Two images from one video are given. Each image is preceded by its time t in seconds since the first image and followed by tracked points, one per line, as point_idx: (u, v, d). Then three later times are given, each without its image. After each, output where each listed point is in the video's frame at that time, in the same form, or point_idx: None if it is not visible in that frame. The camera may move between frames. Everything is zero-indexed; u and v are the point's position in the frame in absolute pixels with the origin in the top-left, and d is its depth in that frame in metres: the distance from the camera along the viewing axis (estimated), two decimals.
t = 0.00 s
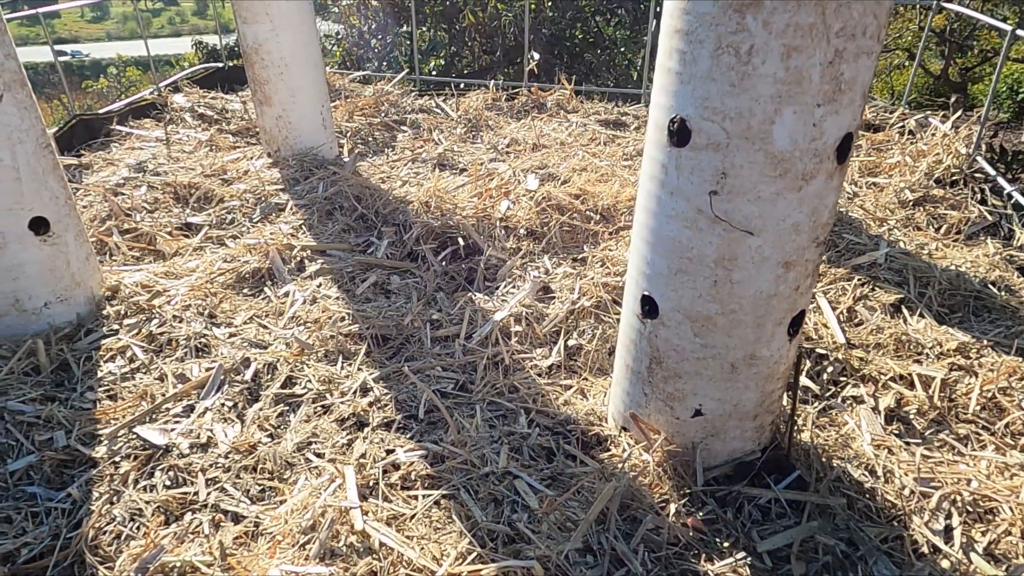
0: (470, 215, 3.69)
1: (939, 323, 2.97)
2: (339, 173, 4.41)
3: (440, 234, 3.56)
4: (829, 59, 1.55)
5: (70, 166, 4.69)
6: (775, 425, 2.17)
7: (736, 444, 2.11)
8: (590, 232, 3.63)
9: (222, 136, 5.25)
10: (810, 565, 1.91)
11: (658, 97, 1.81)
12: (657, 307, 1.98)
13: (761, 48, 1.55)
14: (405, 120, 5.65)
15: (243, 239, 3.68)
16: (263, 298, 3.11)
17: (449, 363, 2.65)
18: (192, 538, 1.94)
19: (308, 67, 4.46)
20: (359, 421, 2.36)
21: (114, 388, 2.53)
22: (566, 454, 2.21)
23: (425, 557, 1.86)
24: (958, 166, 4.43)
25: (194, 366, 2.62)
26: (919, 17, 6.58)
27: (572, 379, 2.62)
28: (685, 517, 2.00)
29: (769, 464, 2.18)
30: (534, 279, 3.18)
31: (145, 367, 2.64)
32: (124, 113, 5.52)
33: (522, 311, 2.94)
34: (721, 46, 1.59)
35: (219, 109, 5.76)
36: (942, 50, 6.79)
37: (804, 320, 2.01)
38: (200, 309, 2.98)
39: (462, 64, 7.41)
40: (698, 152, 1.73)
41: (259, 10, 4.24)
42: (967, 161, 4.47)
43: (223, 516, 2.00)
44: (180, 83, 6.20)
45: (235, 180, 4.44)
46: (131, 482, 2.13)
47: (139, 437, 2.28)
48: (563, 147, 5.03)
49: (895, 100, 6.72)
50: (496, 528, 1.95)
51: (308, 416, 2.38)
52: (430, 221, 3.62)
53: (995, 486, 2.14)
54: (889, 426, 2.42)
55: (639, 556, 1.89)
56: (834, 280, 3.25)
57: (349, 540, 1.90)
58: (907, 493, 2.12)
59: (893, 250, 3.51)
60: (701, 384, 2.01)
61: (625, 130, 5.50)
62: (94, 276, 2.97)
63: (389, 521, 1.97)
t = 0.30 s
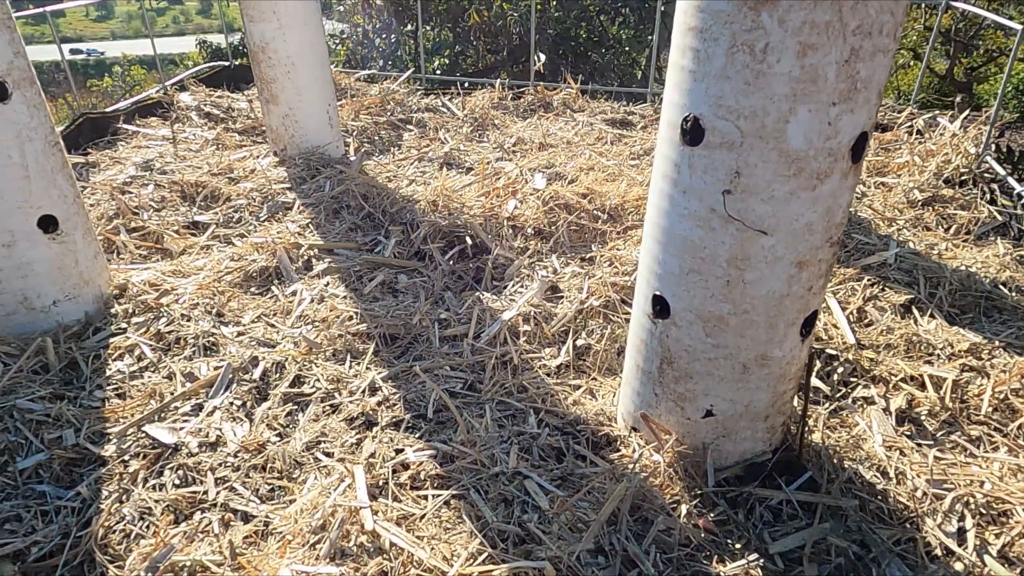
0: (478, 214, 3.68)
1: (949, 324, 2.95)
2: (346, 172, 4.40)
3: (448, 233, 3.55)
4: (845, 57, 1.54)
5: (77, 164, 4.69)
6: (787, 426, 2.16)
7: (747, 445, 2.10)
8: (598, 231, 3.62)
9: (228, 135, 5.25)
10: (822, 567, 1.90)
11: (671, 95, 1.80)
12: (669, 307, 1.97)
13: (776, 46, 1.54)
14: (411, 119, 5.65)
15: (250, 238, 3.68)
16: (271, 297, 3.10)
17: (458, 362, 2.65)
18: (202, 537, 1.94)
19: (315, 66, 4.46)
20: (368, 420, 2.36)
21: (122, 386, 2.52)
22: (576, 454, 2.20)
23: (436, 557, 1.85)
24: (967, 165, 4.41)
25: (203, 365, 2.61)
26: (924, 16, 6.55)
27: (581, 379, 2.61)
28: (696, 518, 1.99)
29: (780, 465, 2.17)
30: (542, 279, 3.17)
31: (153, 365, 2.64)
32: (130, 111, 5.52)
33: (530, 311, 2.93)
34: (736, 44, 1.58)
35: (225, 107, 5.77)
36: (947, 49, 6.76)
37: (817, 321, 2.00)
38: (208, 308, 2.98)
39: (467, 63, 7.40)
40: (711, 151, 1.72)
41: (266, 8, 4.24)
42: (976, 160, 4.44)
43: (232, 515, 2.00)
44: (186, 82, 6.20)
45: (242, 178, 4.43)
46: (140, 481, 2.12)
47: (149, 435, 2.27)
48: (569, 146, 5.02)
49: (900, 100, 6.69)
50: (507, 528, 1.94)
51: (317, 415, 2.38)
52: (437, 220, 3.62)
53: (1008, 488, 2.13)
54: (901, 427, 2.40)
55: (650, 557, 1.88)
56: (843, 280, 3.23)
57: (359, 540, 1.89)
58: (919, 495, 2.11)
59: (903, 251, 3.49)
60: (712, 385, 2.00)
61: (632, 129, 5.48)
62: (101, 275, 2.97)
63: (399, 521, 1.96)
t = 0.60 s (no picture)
0: (486, 214, 3.67)
1: (961, 325, 2.93)
2: (353, 171, 4.40)
3: (455, 232, 3.54)
4: (862, 56, 1.53)
5: (84, 163, 4.69)
6: (799, 427, 2.14)
7: (759, 446, 2.09)
8: (606, 231, 3.61)
9: (234, 134, 5.24)
10: (835, 570, 1.89)
11: (685, 94, 1.79)
12: (681, 308, 1.96)
13: (792, 44, 1.53)
14: (417, 118, 5.64)
15: (258, 236, 3.68)
16: (279, 296, 3.10)
17: (467, 362, 2.64)
18: (212, 537, 1.93)
19: (322, 65, 4.45)
20: (377, 420, 2.35)
21: (131, 385, 2.52)
22: (587, 455, 2.19)
23: (447, 558, 1.84)
24: (977, 166, 4.38)
25: (211, 364, 2.61)
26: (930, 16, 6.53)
27: (590, 379, 2.60)
28: (708, 520, 1.98)
29: (793, 467, 2.16)
30: (550, 279, 3.16)
31: (162, 364, 2.63)
32: (137, 110, 5.52)
33: (539, 311, 2.92)
34: (751, 43, 1.57)
35: (232, 106, 5.77)
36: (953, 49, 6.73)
37: (830, 321, 1.98)
38: (217, 306, 2.98)
39: (473, 62, 7.39)
40: (725, 151, 1.71)
41: (274, 7, 4.23)
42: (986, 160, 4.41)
43: (243, 514, 2.00)
44: (193, 80, 6.20)
45: (249, 177, 4.43)
46: (150, 480, 2.12)
47: (158, 434, 2.27)
48: (576, 145, 5.00)
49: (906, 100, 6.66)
50: (518, 529, 1.93)
51: (326, 415, 2.37)
52: (445, 219, 3.60)
53: (1022, 490, 2.11)
54: (913, 429, 2.39)
55: (663, 558, 1.87)
56: (853, 280, 3.21)
57: (370, 541, 1.89)
58: (933, 497, 2.09)
59: (913, 251, 3.47)
60: (725, 386, 1.99)
61: (639, 129, 5.46)
62: (110, 273, 2.96)
63: (409, 521, 1.95)
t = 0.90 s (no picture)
0: (494, 213, 3.66)
1: (973, 326, 2.91)
2: (360, 171, 4.39)
3: (464, 232, 3.53)
4: (881, 55, 1.51)
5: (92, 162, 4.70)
6: (812, 429, 2.13)
7: (772, 448, 2.08)
8: (614, 231, 3.60)
9: (241, 133, 5.24)
10: (850, 573, 1.87)
11: (699, 94, 1.77)
12: (694, 308, 1.95)
13: (811, 43, 1.51)
14: (423, 118, 5.63)
15: (266, 236, 3.67)
16: (287, 295, 3.09)
17: (476, 362, 2.63)
18: (223, 537, 1.93)
19: (329, 64, 4.45)
20: (387, 420, 2.34)
21: (141, 384, 2.52)
22: (598, 456, 2.18)
23: (459, 559, 1.83)
24: (988, 165, 4.35)
25: (221, 363, 2.60)
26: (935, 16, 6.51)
27: (601, 379, 2.59)
28: (722, 522, 1.97)
29: (806, 469, 2.15)
30: (559, 279, 3.15)
31: (171, 363, 2.63)
32: (144, 109, 5.52)
33: (548, 311, 2.91)
34: (769, 42, 1.56)
35: (238, 105, 5.77)
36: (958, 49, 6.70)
37: (845, 323, 1.97)
38: (225, 306, 2.97)
39: (479, 61, 7.38)
40: (741, 151, 1.69)
41: (281, 6, 4.23)
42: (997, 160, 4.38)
43: (254, 515, 1.99)
44: (199, 79, 6.20)
45: (256, 176, 4.43)
46: (161, 479, 2.12)
47: (168, 434, 2.27)
48: (583, 145, 4.99)
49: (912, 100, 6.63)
50: (531, 531, 1.92)
51: (336, 415, 2.36)
52: (453, 219, 3.60)
53: None
54: (926, 431, 2.37)
55: (676, 561, 1.86)
56: (864, 281, 3.19)
57: (382, 542, 1.88)
58: (947, 499, 2.07)
59: (924, 252, 3.44)
60: (738, 387, 1.98)
61: (646, 128, 5.45)
62: (119, 272, 2.96)
63: (421, 522, 1.95)
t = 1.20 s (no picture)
0: (502, 213, 3.65)
1: (985, 328, 2.89)
2: (367, 170, 4.39)
3: (472, 231, 3.52)
4: (899, 55, 1.50)
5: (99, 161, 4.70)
6: (825, 431, 2.12)
7: (785, 450, 2.07)
8: (623, 231, 3.59)
9: (247, 132, 5.24)
10: None
11: (714, 93, 1.76)
12: (707, 310, 1.94)
13: (828, 43, 1.50)
14: (430, 117, 5.62)
15: (274, 235, 3.67)
16: (295, 295, 3.09)
17: (485, 362, 2.62)
18: (234, 538, 1.92)
19: (336, 64, 4.44)
20: (397, 421, 2.34)
21: (150, 384, 2.51)
22: (609, 457, 2.17)
23: (471, 561, 1.83)
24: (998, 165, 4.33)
25: (230, 363, 2.60)
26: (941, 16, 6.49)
27: (610, 380, 2.58)
28: (734, 524, 1.96)
29: (818, 471, 2.13)
30: (568, 279, 3.14)
31: (180, 362, 2.63)
32: (150, 108, 5.52)
33: (558, 311, 2.90)
34: (785, 41, 1.54)
35: (245, 104, 5.77)
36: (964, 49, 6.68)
37: (858, 324, 1.96)
38: (234, 305, 2.97)
39: (484, 61, 7.37)
40: (756, 151, 1.68)
41: (289, 5, 4.23)
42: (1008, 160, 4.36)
43: (264, 515, 1.99)
44: (205, 78, 6.21)
45: (264, 175, 4.42)
46: (171, 479, 2.11)
47: (178, 434, 2.26)
48: (590, 144, 4.97)
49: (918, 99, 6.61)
50: (542, 532, 1.92)
51: (345, 415, 2.36)
52: (461, 219, 3.59)
53: None
54: (938, 433, 2.36)
55: (689, 563, 1.85)
56: (874, 282, 3.17)
57: (393, 543, 1.87)
58: (961, 502, 2.06)
59: (934, 253, 3.42)
60: (751, 389, 1.97)
61: (653, 128, 5.43)
62: (127, 271, 2.96)
63: (432, 523, 1.94)
